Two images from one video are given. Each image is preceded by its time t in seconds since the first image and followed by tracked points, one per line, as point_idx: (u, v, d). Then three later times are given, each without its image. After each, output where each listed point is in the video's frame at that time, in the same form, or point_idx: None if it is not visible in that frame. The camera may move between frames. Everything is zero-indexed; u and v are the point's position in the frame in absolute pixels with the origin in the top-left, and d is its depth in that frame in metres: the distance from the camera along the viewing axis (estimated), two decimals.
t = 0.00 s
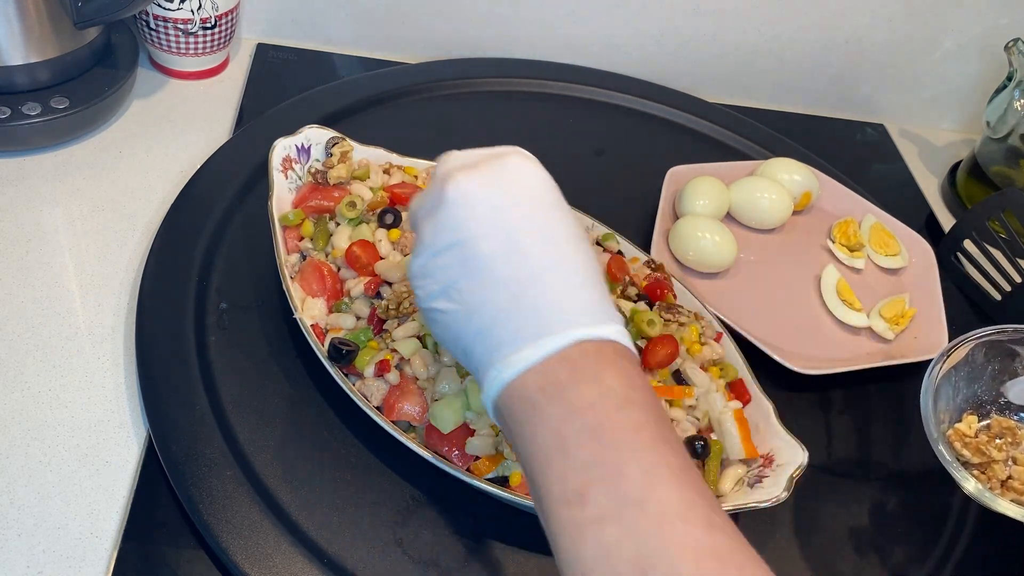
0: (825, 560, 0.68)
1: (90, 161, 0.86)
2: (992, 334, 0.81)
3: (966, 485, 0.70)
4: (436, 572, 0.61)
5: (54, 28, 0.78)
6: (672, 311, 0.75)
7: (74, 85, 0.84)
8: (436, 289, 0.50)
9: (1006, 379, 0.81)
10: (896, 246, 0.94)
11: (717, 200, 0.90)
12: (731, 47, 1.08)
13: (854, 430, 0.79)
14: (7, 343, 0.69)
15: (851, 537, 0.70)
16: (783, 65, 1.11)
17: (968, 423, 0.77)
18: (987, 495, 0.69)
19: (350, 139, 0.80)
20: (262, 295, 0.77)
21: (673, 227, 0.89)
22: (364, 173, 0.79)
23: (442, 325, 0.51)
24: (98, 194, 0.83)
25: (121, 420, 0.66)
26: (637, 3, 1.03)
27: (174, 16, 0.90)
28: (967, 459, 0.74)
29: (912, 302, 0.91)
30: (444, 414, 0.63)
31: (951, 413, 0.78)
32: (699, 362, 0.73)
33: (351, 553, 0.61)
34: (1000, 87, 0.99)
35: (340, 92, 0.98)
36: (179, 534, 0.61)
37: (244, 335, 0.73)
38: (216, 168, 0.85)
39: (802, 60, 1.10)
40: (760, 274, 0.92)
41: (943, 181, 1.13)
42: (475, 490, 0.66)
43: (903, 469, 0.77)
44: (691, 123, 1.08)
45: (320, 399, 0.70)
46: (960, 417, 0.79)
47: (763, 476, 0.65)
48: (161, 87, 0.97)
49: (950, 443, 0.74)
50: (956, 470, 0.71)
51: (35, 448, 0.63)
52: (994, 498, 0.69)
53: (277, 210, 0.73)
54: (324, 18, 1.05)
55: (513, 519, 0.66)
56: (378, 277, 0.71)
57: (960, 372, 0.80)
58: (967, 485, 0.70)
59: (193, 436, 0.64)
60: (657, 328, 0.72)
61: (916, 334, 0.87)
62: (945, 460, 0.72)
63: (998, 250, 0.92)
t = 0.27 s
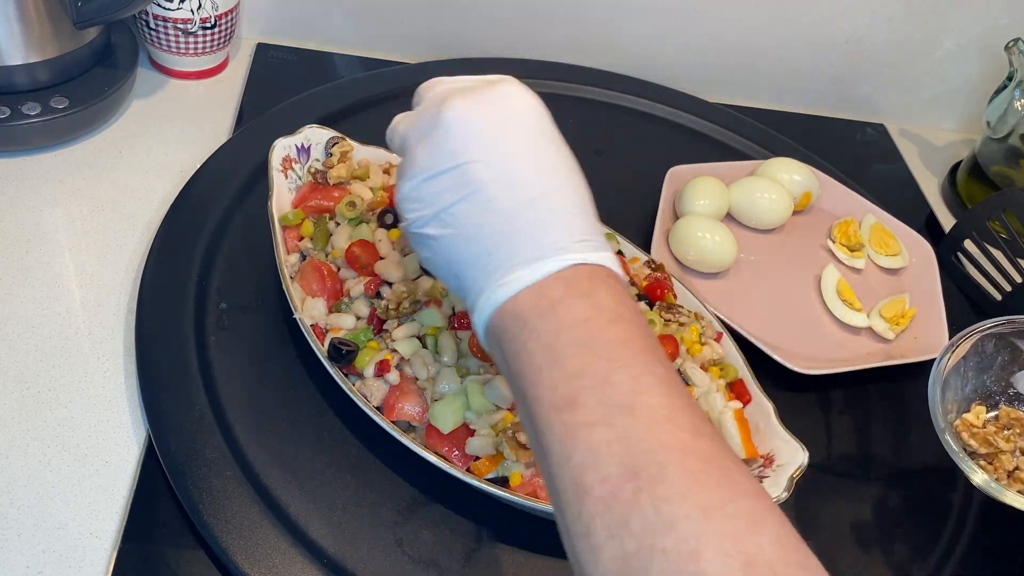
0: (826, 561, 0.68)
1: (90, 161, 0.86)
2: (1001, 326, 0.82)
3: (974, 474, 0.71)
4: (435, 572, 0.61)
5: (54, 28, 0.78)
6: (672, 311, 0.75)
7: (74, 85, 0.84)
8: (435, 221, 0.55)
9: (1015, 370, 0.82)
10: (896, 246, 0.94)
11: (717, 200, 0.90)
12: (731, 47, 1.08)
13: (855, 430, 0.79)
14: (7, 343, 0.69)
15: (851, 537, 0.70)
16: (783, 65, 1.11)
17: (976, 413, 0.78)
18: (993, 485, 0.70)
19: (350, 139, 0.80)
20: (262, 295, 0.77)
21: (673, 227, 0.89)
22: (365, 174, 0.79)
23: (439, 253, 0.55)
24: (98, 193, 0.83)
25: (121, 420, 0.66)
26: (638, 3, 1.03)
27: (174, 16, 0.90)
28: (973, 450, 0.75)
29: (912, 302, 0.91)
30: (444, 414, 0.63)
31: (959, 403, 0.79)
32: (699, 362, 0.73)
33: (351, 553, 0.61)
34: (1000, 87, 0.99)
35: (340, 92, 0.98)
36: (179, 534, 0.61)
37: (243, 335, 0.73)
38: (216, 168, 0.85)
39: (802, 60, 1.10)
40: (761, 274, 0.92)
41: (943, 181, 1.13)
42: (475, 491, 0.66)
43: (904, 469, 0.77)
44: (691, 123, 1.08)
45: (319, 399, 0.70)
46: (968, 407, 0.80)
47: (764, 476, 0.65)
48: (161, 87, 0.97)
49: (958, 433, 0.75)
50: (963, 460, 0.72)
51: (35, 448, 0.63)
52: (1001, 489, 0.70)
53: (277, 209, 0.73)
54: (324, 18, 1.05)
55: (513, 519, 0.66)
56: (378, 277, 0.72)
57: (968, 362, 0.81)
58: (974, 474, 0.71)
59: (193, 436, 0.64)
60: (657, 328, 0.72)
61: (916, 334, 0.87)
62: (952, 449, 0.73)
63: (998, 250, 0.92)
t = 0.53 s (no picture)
0: (825, 560, 0.68)
1: (90, 161, 0.86)
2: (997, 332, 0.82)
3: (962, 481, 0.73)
4: (435, 571, 0.61)
5: (54, 28, 0.78)
6: (672, 311, 0.74)
7: (74, 85, 0.84)
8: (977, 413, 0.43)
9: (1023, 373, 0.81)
10: (896, 246, 0.94)
11: (717, 200, 0.90)
12: (731, 47, 1.08)
13: (855, 430, 0.79)
14: (7, 343, 0.69)
15: (851, 537, 0.70)
16: (783, 65, 1.11)
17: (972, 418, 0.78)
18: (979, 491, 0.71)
19: (350, 139, 0.81)
20: (263, 295, 0.77)
21: (672, 227, 0.89)
22: (365, 173, 0.79)
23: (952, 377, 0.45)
24: (98, 193, 0.83)
25: (120, 420, 0.66)
26: (638, 3, 1.03)
27: (174, 16, 0.90)
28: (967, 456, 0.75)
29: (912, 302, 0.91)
30: (444, 414, 0.63)
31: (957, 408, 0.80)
32: (699, 362, 0.72)
33: (351, 553, 0.61)
34: (1000, 87, 0.99)
35: (340, 92, 0.98)
36: (179, 534, 0.61)
37: (244, 335, 0.73)
38: (216, 168, 0.85)
39: (802, 61, 1.10)
40: (760, 274, 0.92)
41: (943, 181, 1.13)
42: (475, 491, 0.66)
43: (903, 469, 0.77)
44: (691, 123, 1.08)
45: (319, 399, 0.70)
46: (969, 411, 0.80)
47: (763, 476, 0.65)
48: (161, 87, 0.97)
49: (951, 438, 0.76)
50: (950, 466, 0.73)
51: (34, 448, 0.63)
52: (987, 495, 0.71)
53: (277, 210, 0.74)
54: (324, 18, 1.05)
55: (514, 519, 0.66)
56: (378, 277, 0.71)
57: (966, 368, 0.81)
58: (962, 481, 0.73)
59: (194, 436, 0.64)
60: (657, 328, 0.72)
61: (916, 334, 0.87)
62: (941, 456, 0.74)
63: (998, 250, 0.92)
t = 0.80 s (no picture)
0: (825, 560, 0.68)
1: (91, 161, 0.86)
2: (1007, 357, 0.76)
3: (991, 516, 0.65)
4: (435, 571, 0.61)
5: (54, 28, 0.78)
6: (672, 311, 0.74)
7: (74, 86, 0.84)
8: None
9: None
10: (896, 245, 0.95)
11: (717, 200, 0.90)
12: (731, 47, 1.08)
13: (854, 430, 0.79)
14: (7, 343, 0.69)
15: (851, 536, 0.70)
16: (783, 65, 1.11)
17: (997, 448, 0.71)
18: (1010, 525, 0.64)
19: (350, 139, 0.81)
20: (263, 295, 0.77)
21: (672, 227, 0.89)
22: (364, 173, 0.79)
23: None
24: (98, 193, 0.83)
25: (120, 420, 0.66)
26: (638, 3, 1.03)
27: (174, 16, 0.90)
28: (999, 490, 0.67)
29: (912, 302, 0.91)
30: (444, 414, 0.63)
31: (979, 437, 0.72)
32: (699, 362, 0.72)
33: (351, 553, 0.61)
34: (1000, 87, 0.99)
35: (340, 92, 0.98)
36: (179, 534, 0.61)
37: (244, 335, 0.73)
38: (216, 168, 0.85)
39: (803, 61, 1.10)
40: (760, 274, 0.92)
41: (943, 181, 1.13)
42: (475, 490, 0.66)
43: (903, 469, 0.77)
44: (691, 123, 1.08)
45: (320, 399, 0.70)
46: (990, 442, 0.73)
47: (763, 476, 0.65)
48: (161, 87, 0.97)
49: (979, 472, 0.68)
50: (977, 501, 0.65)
51: (35, 448, 0.63)
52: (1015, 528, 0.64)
53: (277, 210, 0.74)
54: (324, 18, 1.05)
55: (514, 519, 0.66)
56: (378, 277, 0.71)
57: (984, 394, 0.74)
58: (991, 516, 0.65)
59: (194, 436, 0.64)
60: (657, 328, 0.72)
61: (916, 334, 0.87)
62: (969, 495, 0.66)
63: (998, 249, 0.92)
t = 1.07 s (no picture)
0: (825, 560, 0.68)
1: (91, 161, 0.86)
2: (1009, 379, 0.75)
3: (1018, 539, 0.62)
4: (435, 571, 0.61)
5: (54, 28, 0.78)
6: (672, 311, 0.74)
7: (74, 86, 0.84)
8: None
9: None
10: (895, 245, 0.95)
11: (717, 200, 0.90)
12: (731, 47, 1.08)
13: (854, 430, 0.79)
14: (8, 343, 0.69)
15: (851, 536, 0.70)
16: (783, 65, 1.11)
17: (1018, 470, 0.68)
18: None
19: (350, 139, 0.81)
20: (263, 295, 0.77)
21: (672, 227, 0.89)
22: (365, 173, 0.79)
23: None
24: (98, 193, 0.83)
25: (120, 420, 0.66)
26: (638, 3, 1.03)
27: (174, 16, 0.90)
28: None
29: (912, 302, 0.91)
30: (444, 414, 0.63)
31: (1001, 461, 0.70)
32: (699, 362, 0.72)
33: (351, 553, 0.61)
34: (1000, 87, 0.99)
35: (341, 92, 0.98)
36: (179, 534, 0.61)
37: (244, 334, 0.73)
38: (216, 168, 0.85)
39: (803, 61, 1.10)
40: (760, 274, 0.92)
41: (943, 181, 1.13)
42: (475, 490, 0.66)
43: (903, 469, 0.77)
44: (691, 123, 1.08)
45: (320, 400, 0.70)
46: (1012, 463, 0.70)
47: (763, 476, 0.65)
48: (161, 87, 0.97)
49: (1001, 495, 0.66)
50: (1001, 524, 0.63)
51: (35, 448, 0.63)
52: None
53: (277, 210, 0.74)
54: (324, 18, 1.05)
55: (514, 519, 0.66)
56: (378, 277, 0.71)
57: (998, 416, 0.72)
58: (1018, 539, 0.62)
59: (194, 436, 0.64)
60: (657, 328, 0.72)
61: (916, 334, 0.87)
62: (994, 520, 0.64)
63: (998, 250, 0.92)
